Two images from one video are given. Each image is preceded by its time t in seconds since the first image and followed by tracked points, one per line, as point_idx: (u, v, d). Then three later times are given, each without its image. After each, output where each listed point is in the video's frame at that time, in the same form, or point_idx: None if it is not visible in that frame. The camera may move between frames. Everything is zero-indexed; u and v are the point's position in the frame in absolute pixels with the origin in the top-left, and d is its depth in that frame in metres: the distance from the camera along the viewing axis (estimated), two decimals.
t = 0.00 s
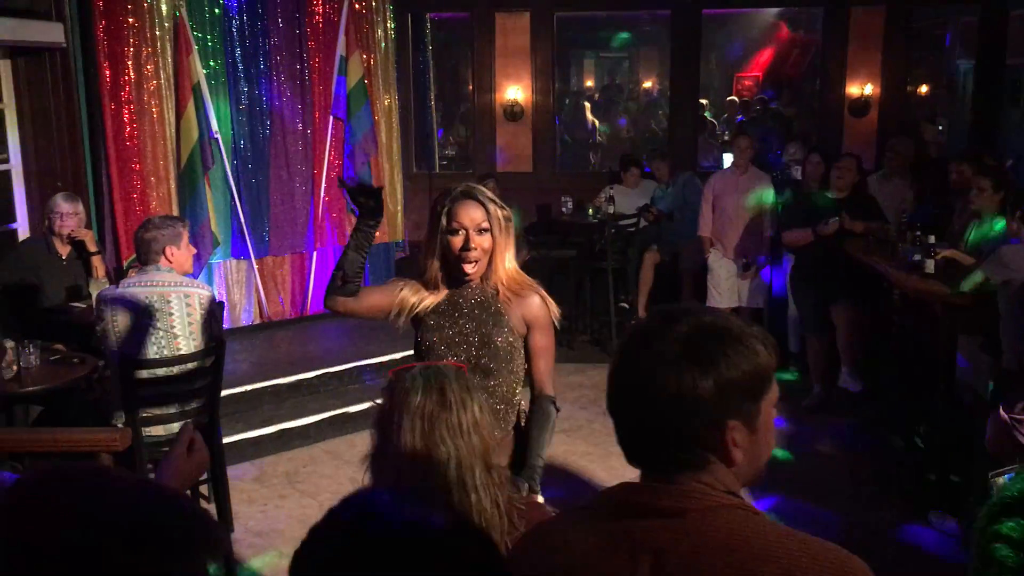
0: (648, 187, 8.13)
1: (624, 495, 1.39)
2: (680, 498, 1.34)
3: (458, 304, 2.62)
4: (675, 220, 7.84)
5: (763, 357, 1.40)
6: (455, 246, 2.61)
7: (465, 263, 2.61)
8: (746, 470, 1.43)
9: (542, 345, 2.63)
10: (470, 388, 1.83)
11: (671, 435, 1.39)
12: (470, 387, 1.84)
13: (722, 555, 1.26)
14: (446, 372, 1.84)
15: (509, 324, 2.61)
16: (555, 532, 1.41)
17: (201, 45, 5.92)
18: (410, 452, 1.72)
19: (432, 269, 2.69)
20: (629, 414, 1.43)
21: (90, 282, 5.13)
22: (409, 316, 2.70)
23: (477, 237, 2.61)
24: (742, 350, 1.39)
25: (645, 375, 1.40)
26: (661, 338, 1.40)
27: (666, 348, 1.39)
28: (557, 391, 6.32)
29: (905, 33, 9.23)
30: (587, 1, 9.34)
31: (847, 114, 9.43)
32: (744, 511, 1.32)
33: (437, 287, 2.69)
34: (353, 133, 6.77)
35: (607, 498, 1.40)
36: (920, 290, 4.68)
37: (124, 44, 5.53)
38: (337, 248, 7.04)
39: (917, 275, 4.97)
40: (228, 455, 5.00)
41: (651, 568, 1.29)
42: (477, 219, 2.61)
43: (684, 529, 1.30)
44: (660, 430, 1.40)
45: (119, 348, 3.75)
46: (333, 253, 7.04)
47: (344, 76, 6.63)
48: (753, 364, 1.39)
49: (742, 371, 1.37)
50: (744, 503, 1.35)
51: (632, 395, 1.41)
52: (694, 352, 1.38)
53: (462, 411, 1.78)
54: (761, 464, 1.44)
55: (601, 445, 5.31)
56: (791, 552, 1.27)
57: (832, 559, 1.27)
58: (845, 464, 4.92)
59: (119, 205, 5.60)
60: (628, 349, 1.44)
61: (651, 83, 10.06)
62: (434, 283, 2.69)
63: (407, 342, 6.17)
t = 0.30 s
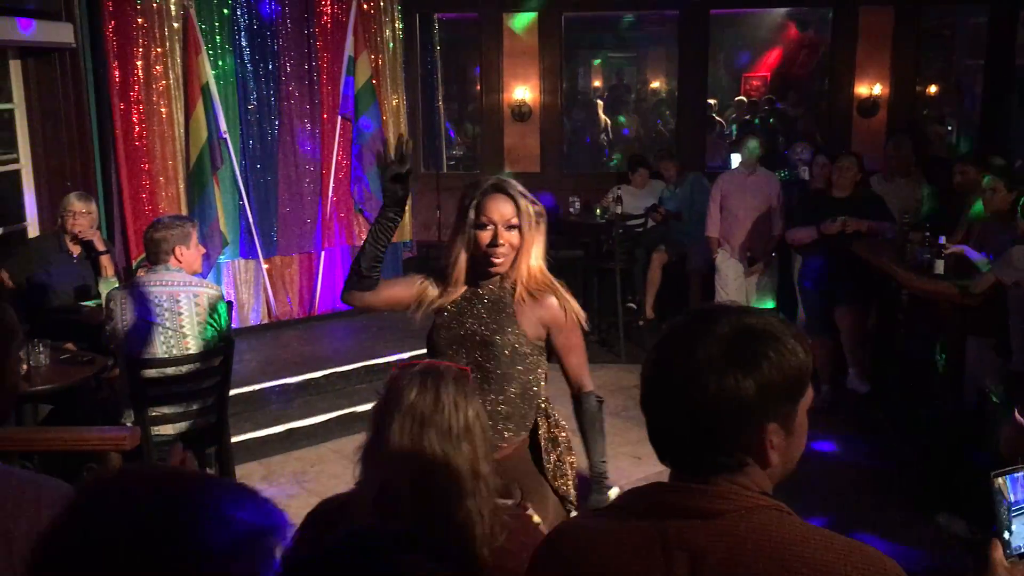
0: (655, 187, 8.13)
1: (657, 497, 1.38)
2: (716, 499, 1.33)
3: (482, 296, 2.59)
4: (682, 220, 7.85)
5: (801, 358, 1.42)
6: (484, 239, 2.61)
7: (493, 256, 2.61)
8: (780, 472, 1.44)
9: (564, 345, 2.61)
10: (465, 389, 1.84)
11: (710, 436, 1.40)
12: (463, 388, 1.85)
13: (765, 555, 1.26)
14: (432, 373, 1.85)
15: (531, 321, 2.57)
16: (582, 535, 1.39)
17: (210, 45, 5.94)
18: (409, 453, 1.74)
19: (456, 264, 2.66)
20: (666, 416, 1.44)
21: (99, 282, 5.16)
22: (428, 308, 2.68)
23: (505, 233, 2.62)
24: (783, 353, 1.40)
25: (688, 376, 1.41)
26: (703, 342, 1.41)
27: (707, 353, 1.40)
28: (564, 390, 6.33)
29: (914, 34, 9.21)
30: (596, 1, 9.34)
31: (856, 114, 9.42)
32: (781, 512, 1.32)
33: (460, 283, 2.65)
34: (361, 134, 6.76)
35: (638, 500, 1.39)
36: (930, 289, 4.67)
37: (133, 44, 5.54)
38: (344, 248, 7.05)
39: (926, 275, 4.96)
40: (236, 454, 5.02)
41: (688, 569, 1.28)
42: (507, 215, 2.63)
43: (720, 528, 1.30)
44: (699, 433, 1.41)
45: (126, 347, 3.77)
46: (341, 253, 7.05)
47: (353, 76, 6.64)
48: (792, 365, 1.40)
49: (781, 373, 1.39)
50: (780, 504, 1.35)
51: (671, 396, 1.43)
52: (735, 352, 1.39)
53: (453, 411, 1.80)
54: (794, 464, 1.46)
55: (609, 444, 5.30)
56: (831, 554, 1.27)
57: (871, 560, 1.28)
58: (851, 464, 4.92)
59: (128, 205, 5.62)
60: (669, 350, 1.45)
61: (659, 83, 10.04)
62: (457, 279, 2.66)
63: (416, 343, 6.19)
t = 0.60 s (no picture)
0: (660, 187, 8.13)
1: (666, 494, 1.37)
2: (727, 497, 1.33)
3: (526, 296, 2.50)
4: (687, 220, 7.85)
5: (814, 361, 1.42)
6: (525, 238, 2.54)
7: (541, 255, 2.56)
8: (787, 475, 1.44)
9: (582, 346, 2.63)
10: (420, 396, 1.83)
11: (726, 433, 1.40)
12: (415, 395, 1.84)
13: (776, 552, 1.25)
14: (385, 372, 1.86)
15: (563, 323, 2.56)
16: (589, 532, 1.38)
17: (214, 45, 5.95)
18: (373, 444, 1.60)
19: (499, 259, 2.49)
20: (681, 413, 1.44)
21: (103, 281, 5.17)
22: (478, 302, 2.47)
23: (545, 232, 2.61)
24: (804, 357, 1.42)
25: (710, 374, 1.40)
26: (727, 343, 1.41)
27: (730, 353, 1.40)
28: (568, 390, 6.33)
29: (920, 34, 9.21)
30: (600, 1, 9.35)
31: (861, 114, 9.42)
32: (793, 510, 1.31)
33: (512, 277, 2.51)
34: (365, 134, 6.75)
35: (647, 496, 1.38)
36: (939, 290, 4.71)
37: (139, 44, 5.55)
38: (348, 248, 7.02)
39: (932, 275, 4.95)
40: (240, 453, 5.02)
41: (698, 567, 1.27)
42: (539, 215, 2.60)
43: (730, 525, 1.29)
44: (713, 431, 1.41)
45: (132, 345, 3.78)
46: (345, 252, 7.05)
47: (356, 75, 6.63)
48: (810, 369, 1.41)
49: (798, 376, 1.40)
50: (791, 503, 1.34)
51: (688, 395, 1.43)
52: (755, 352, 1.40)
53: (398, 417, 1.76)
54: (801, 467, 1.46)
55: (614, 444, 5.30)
56: (844, 553, 1.27)
57: (883, 560, 1.27)
58: (856, 464, 4.92)
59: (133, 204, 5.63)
60: (683, 349, 1.45)
61: (664, 83, 10.03)
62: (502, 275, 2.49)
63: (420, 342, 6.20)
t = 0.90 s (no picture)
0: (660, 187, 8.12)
1: (672, 491, 1.35)
2: (732, 497, 1.31)
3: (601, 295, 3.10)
4: (687, 220, 7.84)
5: (826, 378, 1.42)
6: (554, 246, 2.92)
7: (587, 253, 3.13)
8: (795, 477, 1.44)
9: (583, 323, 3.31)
10: (388, 392, 1.86)
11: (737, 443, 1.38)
12: (385, 391, 1.87)
13: (782, 553, 1.25)
14: (355, 368, 1.91)
15: (593, 307, 3.04)
16: (594, 532, 1.37)
17: (214, 45, 5.95)
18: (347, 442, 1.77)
19: (525, 267, 2.92)
20: (691, 411, 1.44)
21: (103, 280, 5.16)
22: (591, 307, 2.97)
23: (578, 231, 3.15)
24: (811, 360, 1.42)
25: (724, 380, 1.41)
26: (745, 348, 1.41)
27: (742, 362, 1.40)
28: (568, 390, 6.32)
29: (920, 34, 9.21)
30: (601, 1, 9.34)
31: (861, 114, 9.41)
32: (799, 512, 1.30)
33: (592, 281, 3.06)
34: (366, 133, 6.73)
35: (652, 495, 1.36)
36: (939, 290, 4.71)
37: (138, 43, 5.56)
38: (348, 248, 7.02)
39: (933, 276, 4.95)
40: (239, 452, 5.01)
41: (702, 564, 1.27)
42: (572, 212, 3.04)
43: (737, 524, 1.29)
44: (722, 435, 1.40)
45: (131, 344, 3.78)
46: (345, 252, 7.03)
47: (356, 75, 6.63)
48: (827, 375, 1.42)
49: (814, 385, 1.40)
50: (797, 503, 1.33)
51: (699, 395, 1.43)
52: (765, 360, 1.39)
53: (361, 414, 1.82)
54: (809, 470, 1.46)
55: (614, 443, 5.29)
56: (851, 555, 1.26)
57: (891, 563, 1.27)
58: (857, 464, 4.91)
59: (132, 204, 5.65)
60: (701, 356, 1.46)
61: (664, 83, 10.00)
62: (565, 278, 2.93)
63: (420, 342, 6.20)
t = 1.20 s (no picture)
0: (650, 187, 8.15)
1: (658, 485, 1.35)
2: (717, 490, 1.31)
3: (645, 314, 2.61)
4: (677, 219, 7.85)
5: (818, 375, 1.40)
6: (593, 254, 2.51)
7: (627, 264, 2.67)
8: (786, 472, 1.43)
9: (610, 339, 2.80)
10: (392, 395, 1.84)
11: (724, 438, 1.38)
12: (389, 395, 1.85)
13: (767, 548, 1.24)
14: (359, 371, 1.90)
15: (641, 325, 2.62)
16: (582, 525, 1.37)
17: (203, 44, 5.93)
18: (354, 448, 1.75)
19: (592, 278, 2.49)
20: (685, 408, 1.43)
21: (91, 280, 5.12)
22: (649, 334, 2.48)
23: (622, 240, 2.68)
24: (803, 357, 1.41)
25: (714, 376, 1.40)
26: (734, 344, 1.40)
27: (731, 357, 1.39)
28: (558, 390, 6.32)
29: (908, 34, 9.24)
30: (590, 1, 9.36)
31: (849, 113, 9.45)
32: (786, 504, 1.30)
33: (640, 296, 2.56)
34: (355, 133, 6.73)
35: (639, 489, 1.36)
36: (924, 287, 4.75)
37: (126, 42, 5.53)
38: (338, 247, 7.01)
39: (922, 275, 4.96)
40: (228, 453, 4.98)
41: (687, 561, 1.26)
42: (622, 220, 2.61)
43: (722, 519, 1.28)
44: (710, 429, 1.39)
45: (119, 345, 3.76)
46: (335, 252, 7.01)
47: (347, 75, 6.62)
48: (819, 375, 1.41)
49: (808, 383, 1.39)
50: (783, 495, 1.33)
51: (687, 388, 1.42)
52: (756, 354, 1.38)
53: (365, 418, 1.81)
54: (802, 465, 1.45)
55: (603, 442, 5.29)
56: (838, 552, 1.25)
57: (879, 553, 1.27)
58: (846, 462, 4.92)
59: (120, 204, 5.63)
60: (694, 343, 1.45)
61: (654, 83, 10.03)
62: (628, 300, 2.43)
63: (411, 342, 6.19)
